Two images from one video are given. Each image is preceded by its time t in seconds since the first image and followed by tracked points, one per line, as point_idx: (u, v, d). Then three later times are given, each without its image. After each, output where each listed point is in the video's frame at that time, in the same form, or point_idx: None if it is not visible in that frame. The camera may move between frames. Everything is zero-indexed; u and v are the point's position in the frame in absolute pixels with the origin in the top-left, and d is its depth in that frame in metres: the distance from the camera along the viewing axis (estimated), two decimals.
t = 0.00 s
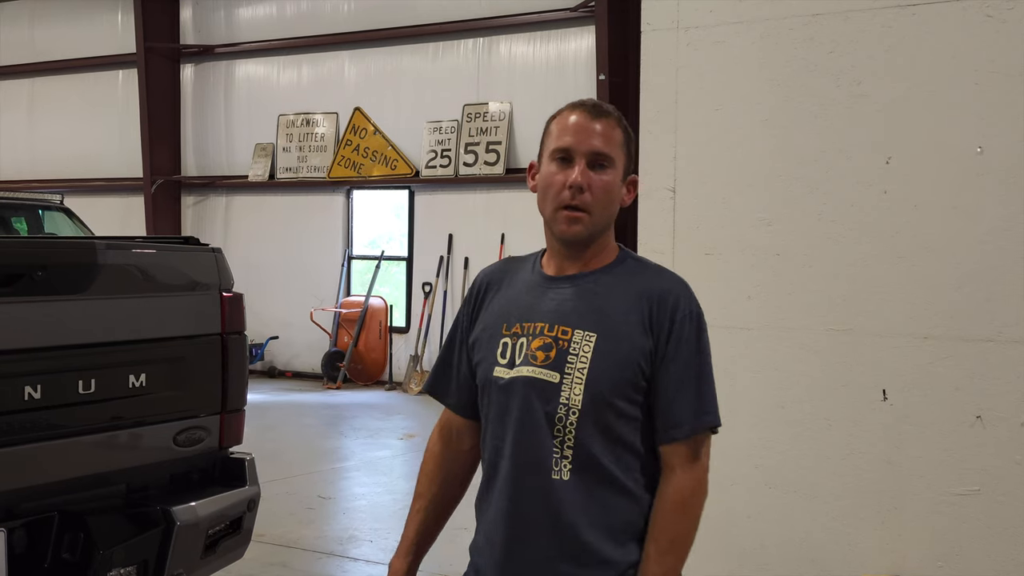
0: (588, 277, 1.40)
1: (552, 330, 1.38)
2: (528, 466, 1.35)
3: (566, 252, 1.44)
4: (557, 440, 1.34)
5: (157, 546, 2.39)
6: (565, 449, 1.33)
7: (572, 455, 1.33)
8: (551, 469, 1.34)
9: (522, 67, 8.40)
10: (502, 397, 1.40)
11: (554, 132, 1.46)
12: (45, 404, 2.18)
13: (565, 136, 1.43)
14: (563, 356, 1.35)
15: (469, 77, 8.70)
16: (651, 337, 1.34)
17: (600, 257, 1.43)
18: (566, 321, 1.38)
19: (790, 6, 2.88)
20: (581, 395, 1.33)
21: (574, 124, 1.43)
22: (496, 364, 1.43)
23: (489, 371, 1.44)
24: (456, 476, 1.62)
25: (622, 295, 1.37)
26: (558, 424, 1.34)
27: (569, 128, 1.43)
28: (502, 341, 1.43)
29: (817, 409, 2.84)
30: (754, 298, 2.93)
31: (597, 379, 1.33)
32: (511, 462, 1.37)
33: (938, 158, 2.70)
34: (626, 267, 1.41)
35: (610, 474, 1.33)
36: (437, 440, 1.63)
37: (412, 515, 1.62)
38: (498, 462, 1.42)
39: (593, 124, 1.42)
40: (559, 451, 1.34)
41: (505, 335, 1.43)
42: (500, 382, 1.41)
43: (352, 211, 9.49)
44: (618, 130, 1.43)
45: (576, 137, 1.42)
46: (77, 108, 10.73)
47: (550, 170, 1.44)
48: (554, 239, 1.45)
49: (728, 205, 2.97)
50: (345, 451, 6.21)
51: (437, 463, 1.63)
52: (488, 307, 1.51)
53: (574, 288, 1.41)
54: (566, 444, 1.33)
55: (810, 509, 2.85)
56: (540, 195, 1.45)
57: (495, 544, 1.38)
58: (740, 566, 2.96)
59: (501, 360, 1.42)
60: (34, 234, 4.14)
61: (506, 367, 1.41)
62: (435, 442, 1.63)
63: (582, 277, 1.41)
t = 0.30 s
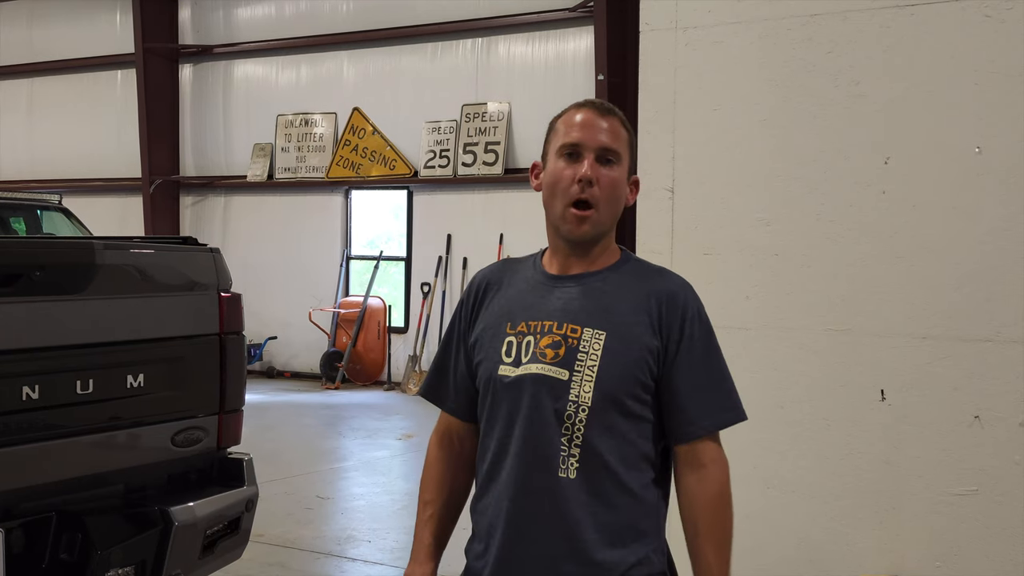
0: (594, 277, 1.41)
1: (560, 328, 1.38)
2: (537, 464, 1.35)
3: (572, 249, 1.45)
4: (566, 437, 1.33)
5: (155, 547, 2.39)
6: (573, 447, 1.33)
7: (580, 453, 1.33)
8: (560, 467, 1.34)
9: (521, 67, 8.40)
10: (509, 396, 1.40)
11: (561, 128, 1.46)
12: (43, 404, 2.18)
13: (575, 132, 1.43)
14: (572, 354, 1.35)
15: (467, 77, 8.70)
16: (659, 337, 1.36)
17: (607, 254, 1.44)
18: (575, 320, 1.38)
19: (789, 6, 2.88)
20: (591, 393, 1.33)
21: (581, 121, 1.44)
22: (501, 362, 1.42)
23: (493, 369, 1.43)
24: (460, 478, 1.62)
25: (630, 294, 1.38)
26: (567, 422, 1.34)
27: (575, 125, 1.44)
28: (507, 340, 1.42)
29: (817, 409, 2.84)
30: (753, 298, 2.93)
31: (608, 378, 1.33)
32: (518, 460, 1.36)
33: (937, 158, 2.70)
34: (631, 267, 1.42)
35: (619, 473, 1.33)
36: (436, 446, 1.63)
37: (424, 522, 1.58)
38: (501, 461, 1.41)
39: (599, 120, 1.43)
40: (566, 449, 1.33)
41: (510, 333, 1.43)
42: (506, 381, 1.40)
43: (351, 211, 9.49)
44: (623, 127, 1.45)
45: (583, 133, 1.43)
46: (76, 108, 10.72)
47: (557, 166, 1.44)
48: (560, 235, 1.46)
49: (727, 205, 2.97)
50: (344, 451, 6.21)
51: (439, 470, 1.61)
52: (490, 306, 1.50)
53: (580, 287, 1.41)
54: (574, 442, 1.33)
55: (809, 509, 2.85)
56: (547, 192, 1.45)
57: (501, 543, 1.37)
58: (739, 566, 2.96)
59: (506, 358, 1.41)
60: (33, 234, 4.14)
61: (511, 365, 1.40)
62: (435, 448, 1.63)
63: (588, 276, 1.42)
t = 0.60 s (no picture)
0: (594, 277, 1.41)
1: (561, 328, 1.38)
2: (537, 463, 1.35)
3: (574, 250, 1.45)
4: (566, 437, 1.33)
5: (154, 547, 2.39)
6: (574, 446, 1.33)
7: (581, 452, 1.33)
8: (561, 466, 1.34)
9: (520, 67, 8.40)
10: (509, 396, 1.40)
11: (565, 130, 1.45)
12: (42, 405, 2.18)
13: (579, 135, 1.43)
14: (573, 353, 1.35)
15: (467, 78, 8.70)
16: (660, 337, 1.36)
17: (608, 255, 1.44)
18: (576, 320, 1.37)
19: (788, 6, 2.88)
20: (592, 393, 1.33)
21: (585, 123, 1.43)
22: (502, 363, 1.42)
23: (494, 370, 1.43)
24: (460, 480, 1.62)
25: (631, 294, 1.38)
26: (568, 421, 1.33)
27: (579, 127, 1.44)
28: (507, 340, 1.42)
29: (816, 409, 2.84)
30: (752, 298, 2.93)
31: (609, 378, 1.33)
32: (519, 459, 1.36)
33: (936, 158, 2.70)
34: (631, 267, 1.42)
35: (619, 473, 1.33)
36: (437, 448, 1.62)
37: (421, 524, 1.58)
38: (502, 461, 1.41)
39: (604, 123, 1.43)
40: (567, 449, 1.33)
41: (510, 333, 1.43)
42: (507, 381, 1.40)
43: (350, 211, 9.48)
44: (627, 130, 1.44)
45: (587, 136, 1.42)
46: (74, 108, 10.72)
47: (560, 167, 1.44)
48: (562, 237, 1.46)
49: (726, 205, 2.97)
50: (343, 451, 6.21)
51: (439, 470, 1.61)
52: (491, 307, 1.50)
53: (580, 287, 1.41)
54: (575, 442, 1.33)
55: (808, 509, 2.85)
56: (550, 193, 1.45)
57: (503, 542, 1.37)
58: (739, 566, 2.96)
59: (506, 359, 1.41)
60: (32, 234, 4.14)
61: (512, 365, 1.40)
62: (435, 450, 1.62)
63: (589, 276, 1.42)
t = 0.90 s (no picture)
0: (591, 280, 1.41)
1: (557, 332, 1.38)
2: (535, 466, 1.35)
3: (570, 253, 1.45)
4: (564, 441, 1.34)
5: (152, 547, 2.39)
6: (571, 450, 1.34)
7: (579, 455, 1.34)
8: (559, 470, 1.34)
9: (519, 67, 8.40)
10: (507, 399, 1.40)
11: (560, 134, 1.44)
12: (40, 405, 2.17)
13: (574, 139, 1.42)
14: (569, 358, 1.35)
15: (466, 78, 8.70)
16: (657, 340, 1.36)
17: (608, 257, 1.44)
18: (573, 324, 1.37)
19: (787, 6, 2.88)
20: (588, 397, 1.33)
21: (579, 127, 1.42)
22: (500, 366, 1.42)
23: (493, 373, 1.43)
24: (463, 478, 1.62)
25: (628, 296, 1.38)
26: (565, 426, 1.34)
27: (574, 131, 1.43)
28: (506, 344, 1.43)
29: (815, 409, 2.84)
30: (751, 299, 2.93)
31: (605, 382, 1.33)
32: (517, 463, 1.37)
33: (935, 158, 2.70)
34: (629, 269, 1.42)
35: (617, 476, 1.33)
36: (441, 445, 1.62)
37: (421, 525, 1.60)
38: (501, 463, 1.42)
39: (599, 127, 1.42)
40: (565, 452, 1.34)
41: (509, 336, 1.43)
42: (504, 384, 1.40)
43: (350, 212, 9.48)
44: (623, 133, 1.43)
45: (581, 140, 1.41)
46: (73, 108, 10.71)
47: (554, 173, 1.43)
48: (558, 240, 1.46)
49: (725, 206, 2.97)
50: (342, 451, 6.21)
51: (442, 468, 1.62)
52: (490, 309, 1.50)
53: (578, 290, 1.41)
54: (572, 445, 1.34)
55: (807, 509, 2.85)
56: (545, 198, 1.44)
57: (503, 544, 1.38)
58: (738, 566, 2.96)
59: (504, 362, 1.42)
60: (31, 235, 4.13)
61: (510, 369, 1.41)
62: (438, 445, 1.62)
63: (586, 279, 1.41)
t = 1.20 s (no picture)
0: (584, 285, 1.41)
1: (548, 338, 1.40)
2: (527, 471, 1.38)
3: (554, 257, 1.45)
4: (554, 447, 1.36)
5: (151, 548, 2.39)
6: (562, 455, 1.35)
7: (569, 461, 1.35)
8: (550, 475, 1.36)
9: (518, 68, 8.40)
10: (502, 404, 1.43)
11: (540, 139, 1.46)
12: (40, 406, 2.18)
13: (549, 144, 1.43)
14: (559, 365, 1.37)
15: (465, 79, 8.70)
16: (649, 345, 1.35)
17: (598, 261, 1.43)
18: (563, 330, 1.39)
19: (786, 7, 2.89)
20: (577, 404, 1.35)
21: (556, 130, 1.43)
22: (497, 371, 1.45)
23: (491, 378, 1.46)
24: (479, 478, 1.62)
25: (619, 302, 1.38)
26: (554, 432, 1.36)
27: (551, 135, 1.43)
28: (503, 348, 1.45)
29: (813, 410, 2.84)
30: (750, 299, 2.93)
31: (594, 388, 1.34)
32: (510, 467, 1.39)
33: (933, 159, 2.71)
34: (624, 273, 1.41)
35: (608, 481, 1.34)
36: (458, 446, 1.63)
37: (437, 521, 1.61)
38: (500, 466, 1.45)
39: (575, 130, 1.41)
40: (555, 457, 1.36)
41: (506, 341, 1.45)
42: (500, 389, 1.43)
43: (349, 212, 9.48)
44: (601, 135, 1.42)
45: (555, 144, 1.42)
46: (72, 109, 10.71)
47: (535, 179, 1.45)
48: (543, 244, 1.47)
49: (724, 207, 2.97)
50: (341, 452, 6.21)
51: (460, 468, 1.63)
52: (493, 312, 1.53)
53: (571, 295, 1.42)
54: (563, 451, 1.35)
55: (806, 509, 2.86)
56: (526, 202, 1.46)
57: (500, 547, 1.41)
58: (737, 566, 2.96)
59: (501, 367, 1.44)
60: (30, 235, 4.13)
61: (505, 374, 1.43)
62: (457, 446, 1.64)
63: (579, 284, 1.42)
